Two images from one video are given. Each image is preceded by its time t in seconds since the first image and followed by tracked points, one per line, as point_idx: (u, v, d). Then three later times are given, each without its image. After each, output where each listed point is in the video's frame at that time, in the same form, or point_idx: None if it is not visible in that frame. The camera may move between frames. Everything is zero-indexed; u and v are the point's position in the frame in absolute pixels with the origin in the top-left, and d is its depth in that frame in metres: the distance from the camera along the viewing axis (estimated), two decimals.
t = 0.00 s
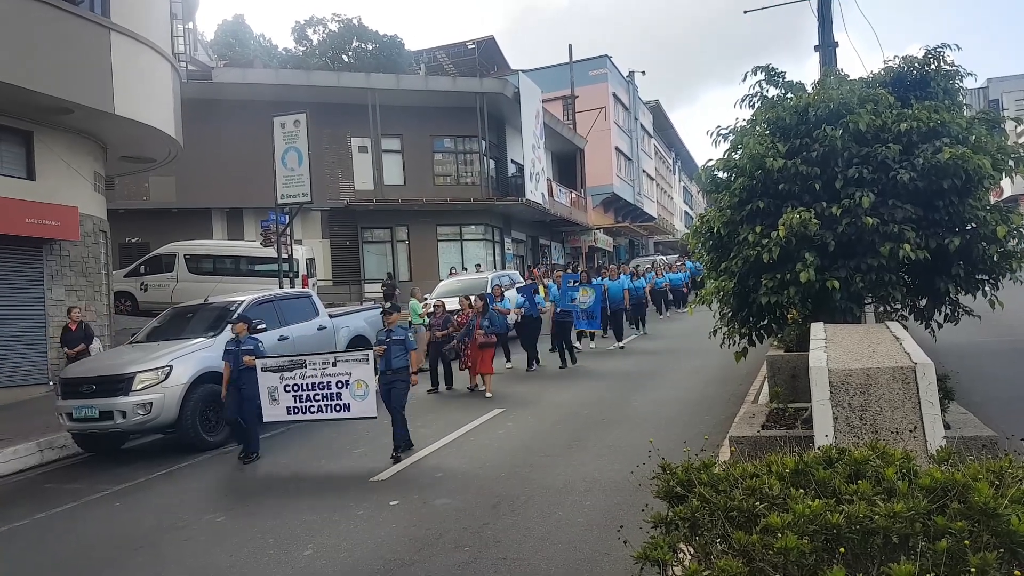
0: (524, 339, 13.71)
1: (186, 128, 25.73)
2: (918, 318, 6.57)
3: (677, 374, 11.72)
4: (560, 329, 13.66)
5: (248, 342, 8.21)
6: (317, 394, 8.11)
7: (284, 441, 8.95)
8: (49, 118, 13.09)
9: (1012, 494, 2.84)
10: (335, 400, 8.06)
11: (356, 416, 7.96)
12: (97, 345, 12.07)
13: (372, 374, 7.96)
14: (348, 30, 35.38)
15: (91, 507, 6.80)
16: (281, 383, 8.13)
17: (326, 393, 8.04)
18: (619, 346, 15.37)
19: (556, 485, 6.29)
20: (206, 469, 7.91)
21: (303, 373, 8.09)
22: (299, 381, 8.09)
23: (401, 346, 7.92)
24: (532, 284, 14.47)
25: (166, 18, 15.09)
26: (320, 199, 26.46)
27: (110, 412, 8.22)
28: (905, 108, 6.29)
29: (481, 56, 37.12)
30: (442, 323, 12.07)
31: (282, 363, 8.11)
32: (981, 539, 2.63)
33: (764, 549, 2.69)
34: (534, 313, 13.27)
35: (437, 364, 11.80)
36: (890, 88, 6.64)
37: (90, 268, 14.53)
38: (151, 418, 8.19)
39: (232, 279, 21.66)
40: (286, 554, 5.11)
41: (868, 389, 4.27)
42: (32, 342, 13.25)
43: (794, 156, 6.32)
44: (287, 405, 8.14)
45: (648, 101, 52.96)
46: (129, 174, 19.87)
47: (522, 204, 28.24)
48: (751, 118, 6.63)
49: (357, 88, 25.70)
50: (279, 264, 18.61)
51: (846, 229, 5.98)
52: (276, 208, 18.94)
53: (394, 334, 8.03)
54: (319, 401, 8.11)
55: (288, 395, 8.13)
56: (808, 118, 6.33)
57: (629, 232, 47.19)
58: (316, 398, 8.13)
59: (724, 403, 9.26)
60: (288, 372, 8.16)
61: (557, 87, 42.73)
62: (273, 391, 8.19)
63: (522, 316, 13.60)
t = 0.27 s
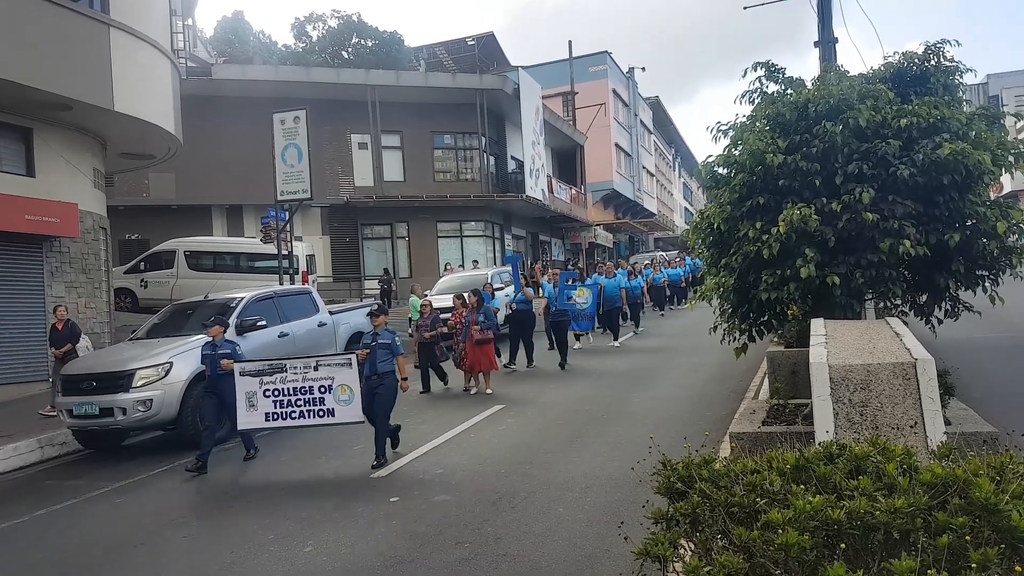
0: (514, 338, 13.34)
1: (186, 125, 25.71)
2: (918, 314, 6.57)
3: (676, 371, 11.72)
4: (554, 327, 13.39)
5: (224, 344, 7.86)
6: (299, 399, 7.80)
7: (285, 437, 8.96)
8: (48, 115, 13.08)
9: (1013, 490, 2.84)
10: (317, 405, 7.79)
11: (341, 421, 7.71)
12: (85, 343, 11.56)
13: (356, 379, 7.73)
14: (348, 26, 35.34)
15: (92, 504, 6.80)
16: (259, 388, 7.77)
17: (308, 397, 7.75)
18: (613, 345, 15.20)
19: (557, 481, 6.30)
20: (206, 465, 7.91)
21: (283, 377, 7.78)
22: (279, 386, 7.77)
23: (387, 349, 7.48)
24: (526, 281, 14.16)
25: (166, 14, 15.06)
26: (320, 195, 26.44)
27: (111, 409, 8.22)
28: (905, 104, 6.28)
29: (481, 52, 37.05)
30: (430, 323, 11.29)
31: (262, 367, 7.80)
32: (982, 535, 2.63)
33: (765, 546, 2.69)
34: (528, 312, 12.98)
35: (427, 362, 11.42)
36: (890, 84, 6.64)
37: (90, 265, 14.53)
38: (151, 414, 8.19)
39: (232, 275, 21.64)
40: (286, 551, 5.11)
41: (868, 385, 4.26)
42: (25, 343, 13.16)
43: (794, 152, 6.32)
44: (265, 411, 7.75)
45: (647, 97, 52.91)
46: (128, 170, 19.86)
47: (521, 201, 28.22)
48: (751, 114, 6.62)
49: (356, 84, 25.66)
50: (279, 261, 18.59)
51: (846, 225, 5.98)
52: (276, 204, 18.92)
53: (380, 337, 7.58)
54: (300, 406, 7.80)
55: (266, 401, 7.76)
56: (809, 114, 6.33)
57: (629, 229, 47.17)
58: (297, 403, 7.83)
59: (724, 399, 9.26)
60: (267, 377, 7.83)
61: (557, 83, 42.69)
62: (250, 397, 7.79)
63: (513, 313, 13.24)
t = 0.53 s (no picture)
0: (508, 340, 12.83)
1: (193, 124, 25.78)
2: (926, 316, 6.55)
3: (682, 372, 11.69)
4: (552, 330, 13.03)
5: (207, 344, 7.58)
6: (283, 401, 7.50)
7: (290, 436, 8.97)
8: (57, 114, 13.12)
9: None
10: (301, 408, 7.44)
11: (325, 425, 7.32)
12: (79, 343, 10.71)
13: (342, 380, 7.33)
14: (355, 27, 35.41)
15: (98, 500, 6.82)
16: (242, 389, 7.53)
17: (291, 399, 7.44)
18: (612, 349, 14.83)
19: (561, 481, 6.29)
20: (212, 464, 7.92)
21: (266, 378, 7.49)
22: (262, 387, 7.49)
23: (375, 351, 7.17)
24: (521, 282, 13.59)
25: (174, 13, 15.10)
26: (327, 195, 26.49)
27: (118, 406, 8.24)
28: (913, 105, 6.25)
29: (488, 53, 37.03)
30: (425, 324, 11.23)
31: (245, 367, 7.52)
32: (992, 538, 2.62)
33: (772, 547, 2.69)
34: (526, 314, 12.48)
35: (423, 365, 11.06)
36: (898, 85, 6.61)
37: (98, 263, 14.56)
38: (157, 412, 8.21)
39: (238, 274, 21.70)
40: (292, 548, 5.12)
41: (876, 387, 4.24)
42: (33, 340, 13.23)
43: (802, 152, 6.30)
44: (249, 413, 7.53)
45: (654, 98, 52.86)
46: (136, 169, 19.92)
47: (527, 201, 28.22)
48: (758, 115, 6.60)
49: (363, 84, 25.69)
50: (285, 260, 18.64)
51: (854, 226, 5.95)
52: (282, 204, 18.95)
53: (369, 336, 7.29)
54: (283, 408, 7.49)
55: (250, 402, 7.53)
56: (816, 115, 6.30)
57: (635, 230, 47.14)
58: (281, 405, 7.52)
59: (730, 401, 9.23)
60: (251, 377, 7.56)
61: (563, 84, 42.67)
62: (234, 398, 7.59)
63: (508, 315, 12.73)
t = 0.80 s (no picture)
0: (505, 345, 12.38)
1: (198, 125, 25.86)
2: (931, 317, 6.54)
3: (687, 373, 11.69)
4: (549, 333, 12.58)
5: (189, 353, 7.38)
6: (264, 413, 7.29)
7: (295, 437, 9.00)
8: (62, 115, 13.19)
9: None
10: (282, 420, 7.23)
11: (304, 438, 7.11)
12: (71, 346, 10.50)
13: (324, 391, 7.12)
14: (360, 28, 35.47)
15: (104, 501, 6.86)
16: (223, 401, 7.32)
17: (274, 411, 7.24)
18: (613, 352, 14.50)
19: (566, 482, 6.30)
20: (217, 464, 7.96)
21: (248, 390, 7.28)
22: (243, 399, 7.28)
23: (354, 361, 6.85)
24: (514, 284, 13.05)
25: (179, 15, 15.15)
26: (331, 196, 26.54)
27: (123, 407, 8.29)
28: (918, 106, 6.25)
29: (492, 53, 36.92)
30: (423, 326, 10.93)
31: (225, 379, 7.31)
32: (997, 538, 2.62)
33: (777, 548, 2.69)
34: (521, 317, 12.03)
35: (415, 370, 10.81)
36: (903, 86, 6.61)
37: (103, 264, 14.61)
38: (161, 413, 8.25)
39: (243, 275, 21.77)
40: (298, 549, 5.15)
41: (881, 388, 4.24)
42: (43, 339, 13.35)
43: (806, 153, 6.30)
44: (230, 425, 7.32)
45: (659, 99, 52.82)
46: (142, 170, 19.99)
47: (531, 202, 28.22)
48: (763, 116, 6.61)
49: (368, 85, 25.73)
50: (290, 261, 18.68)
51: (859, 227, 5.95)
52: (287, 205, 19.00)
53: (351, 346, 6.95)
54: (265, 420, 7.28)
55: (231, 414, 7.31)
56: (821, 116, 6.31)
57: (639, 230, 47.10)
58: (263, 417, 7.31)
59: (735, 402, 9.23)
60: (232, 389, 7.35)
61: (568, 84, 42.68)
62: (215, 410, 7.37)
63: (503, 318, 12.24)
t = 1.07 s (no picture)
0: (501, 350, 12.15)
1: (202, 127, 25.91)
2: (934, 317, 6.54)
3: (690, 373, 11.69)
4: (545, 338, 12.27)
5: (166, 357, 7.08)
6: (244, 419, 7.00)
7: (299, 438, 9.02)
8: (66, 118, 13.23)
9: None
10: (263, 426, 6.95)
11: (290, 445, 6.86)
12: (58, 351, 10.28)
13: (307, 397, 6.87)
14: (362, 30, 35.51)
15: (108, 503, 6.88)
16: (200, 408, 7.01)
17: (254, 418, 6.95)
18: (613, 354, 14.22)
19: (569, 484, 6.31)
20: (220, 465, 7.98)
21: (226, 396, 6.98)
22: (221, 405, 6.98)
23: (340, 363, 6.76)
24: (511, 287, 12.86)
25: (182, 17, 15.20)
26: (335, 197, 26.57)
27: (126, 409, 8.32)
28: (920, 106, 6.25)
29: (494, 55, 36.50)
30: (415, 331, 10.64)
31: (200, 385, 7.02)
32: (999, 539, 2.63)
33: (780, 549, 2.69)
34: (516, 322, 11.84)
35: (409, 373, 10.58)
36: (906, 86, 6.61)
37: (106, 266, 14.64)
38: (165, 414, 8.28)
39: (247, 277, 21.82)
40: (302, 550, 5.16)
41: (884, 389, 4.24)
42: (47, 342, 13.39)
43: (809, 154, 6.30)
44: (208, 433, 7.02)
45: (662, 100, 52.79)
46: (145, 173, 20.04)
47: (534, 203, 28.22)
48: (766, 116, 6.61)
49: (370, 87, 25.75)
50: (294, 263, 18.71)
51: (861, 228, 5.95)
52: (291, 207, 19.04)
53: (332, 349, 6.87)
54: (245, 427, 7.00)
55: (208, 422, 7.01)
56: (824, 116, 6.31)
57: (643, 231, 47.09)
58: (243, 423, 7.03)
59: (738, 402, 9.24)
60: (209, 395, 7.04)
61: (571, 85, 42.68)
62: (191, 417, 7.06)
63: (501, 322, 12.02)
